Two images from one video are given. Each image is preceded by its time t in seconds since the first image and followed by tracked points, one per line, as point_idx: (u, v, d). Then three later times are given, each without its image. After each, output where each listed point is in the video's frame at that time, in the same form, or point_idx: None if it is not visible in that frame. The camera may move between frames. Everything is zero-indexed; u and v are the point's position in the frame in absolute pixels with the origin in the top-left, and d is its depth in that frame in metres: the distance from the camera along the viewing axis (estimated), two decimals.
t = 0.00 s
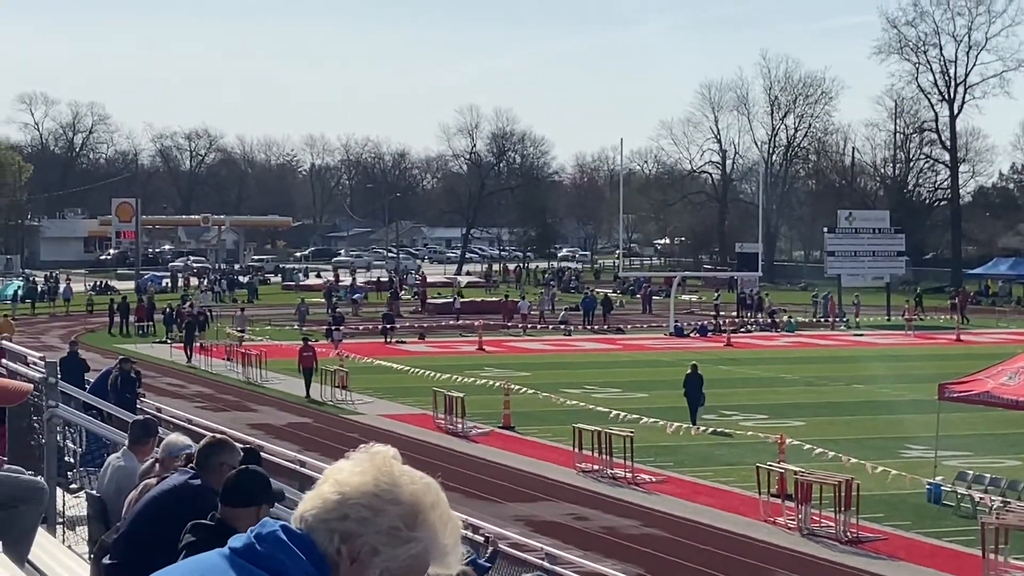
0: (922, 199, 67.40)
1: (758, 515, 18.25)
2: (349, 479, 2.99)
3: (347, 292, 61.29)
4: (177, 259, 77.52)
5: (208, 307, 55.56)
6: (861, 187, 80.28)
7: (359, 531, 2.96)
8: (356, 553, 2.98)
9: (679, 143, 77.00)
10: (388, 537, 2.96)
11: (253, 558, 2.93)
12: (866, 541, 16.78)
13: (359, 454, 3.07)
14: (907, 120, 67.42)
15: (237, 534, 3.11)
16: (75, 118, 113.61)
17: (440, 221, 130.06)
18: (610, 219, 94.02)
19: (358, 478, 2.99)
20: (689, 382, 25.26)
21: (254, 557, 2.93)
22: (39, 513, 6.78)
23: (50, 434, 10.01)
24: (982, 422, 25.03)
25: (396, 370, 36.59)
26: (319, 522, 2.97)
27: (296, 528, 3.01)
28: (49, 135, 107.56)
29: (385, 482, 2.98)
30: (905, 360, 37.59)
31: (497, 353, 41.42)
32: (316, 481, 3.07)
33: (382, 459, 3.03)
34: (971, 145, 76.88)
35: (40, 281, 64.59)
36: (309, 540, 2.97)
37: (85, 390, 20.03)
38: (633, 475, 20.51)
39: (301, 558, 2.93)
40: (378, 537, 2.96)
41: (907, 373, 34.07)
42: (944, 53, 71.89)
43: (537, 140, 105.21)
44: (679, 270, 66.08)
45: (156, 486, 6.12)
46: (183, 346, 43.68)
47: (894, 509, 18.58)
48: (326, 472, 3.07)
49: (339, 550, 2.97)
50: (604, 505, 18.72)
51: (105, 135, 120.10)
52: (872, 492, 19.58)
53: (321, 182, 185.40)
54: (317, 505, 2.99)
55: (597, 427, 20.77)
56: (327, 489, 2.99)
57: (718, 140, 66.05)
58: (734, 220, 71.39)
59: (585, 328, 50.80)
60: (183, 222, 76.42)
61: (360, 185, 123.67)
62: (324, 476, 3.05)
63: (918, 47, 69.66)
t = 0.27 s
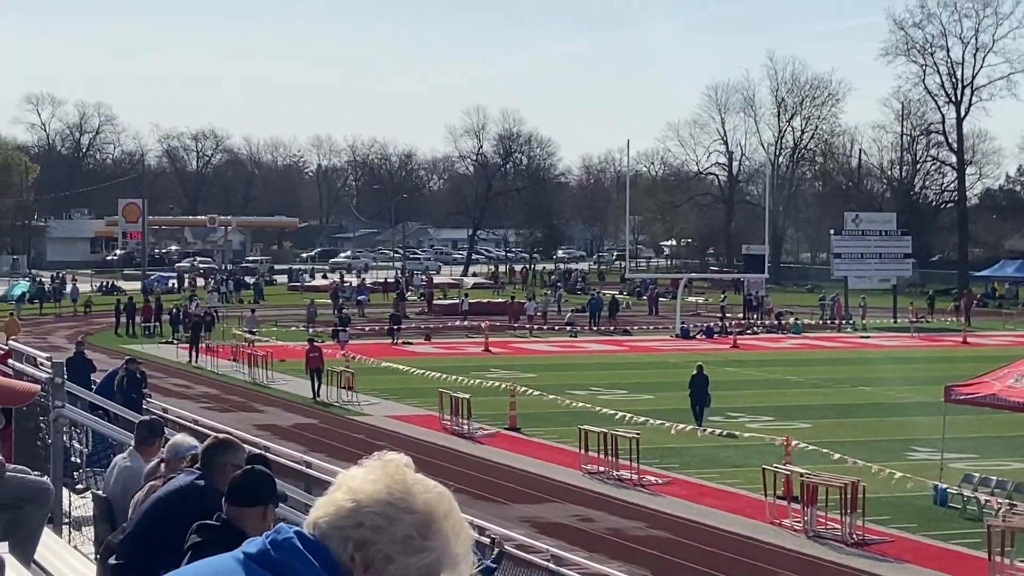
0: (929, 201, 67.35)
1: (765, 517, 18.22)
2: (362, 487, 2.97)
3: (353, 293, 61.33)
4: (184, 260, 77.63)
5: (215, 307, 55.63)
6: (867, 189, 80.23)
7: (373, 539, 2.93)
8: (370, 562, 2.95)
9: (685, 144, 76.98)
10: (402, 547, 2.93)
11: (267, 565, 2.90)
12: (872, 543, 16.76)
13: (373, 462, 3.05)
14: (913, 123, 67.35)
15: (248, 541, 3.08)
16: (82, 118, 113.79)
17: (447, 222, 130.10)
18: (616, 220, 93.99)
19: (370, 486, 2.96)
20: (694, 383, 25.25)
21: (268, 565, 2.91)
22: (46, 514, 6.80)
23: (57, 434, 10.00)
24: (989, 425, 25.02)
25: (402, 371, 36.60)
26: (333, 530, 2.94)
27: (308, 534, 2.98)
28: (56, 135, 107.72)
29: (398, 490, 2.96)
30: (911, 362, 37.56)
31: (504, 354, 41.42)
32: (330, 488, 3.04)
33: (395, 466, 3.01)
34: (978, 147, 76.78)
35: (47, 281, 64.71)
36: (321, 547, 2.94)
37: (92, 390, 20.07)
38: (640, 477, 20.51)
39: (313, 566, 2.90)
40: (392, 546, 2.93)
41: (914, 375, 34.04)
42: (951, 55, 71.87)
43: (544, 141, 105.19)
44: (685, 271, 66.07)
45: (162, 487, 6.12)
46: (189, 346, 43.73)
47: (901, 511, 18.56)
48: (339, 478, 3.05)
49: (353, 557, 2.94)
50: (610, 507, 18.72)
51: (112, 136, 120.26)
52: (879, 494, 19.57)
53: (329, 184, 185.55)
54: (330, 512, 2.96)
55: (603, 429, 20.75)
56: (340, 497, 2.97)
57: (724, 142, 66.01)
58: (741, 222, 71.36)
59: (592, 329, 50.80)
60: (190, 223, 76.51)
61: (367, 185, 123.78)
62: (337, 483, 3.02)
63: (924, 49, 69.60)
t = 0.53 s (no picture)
0: (936, 203, 67.32)
1: (771, 519, 18.24)
2: (368, 489, 2.99)
3: (360, 294, 61.35)
4: (192, 260, 77.78)
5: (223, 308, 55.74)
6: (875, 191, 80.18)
7: (381, 541, 2.96)
8: (376, 562, 2.97)
9: (693, 146, 77.03)
10: (408, 548, 2.96)
11: (274, 565, 2.93)
12: (878, 545, 16.78)
13: (380, 463, 3.07)
14: (921, 124, 67.32)
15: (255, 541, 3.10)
16: (91, 118, 114.05)
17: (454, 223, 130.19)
18: (624, 221, 94.00)
19: (377, 488, 2.99)
20: (700, 384, 25.28)
21: (275, 565, 2.93)
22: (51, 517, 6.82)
23: (65, 435, 10.06)
24: (996, 428, 25.01)
25: (409, 372, 36.66)
26: (340, 532, 2.97)
27: (316, 535, 3.00)
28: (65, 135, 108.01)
29: (404, 493, 2.98)
30: (920, 363, 37.53)
31: (511, 356, 41.47)
32: (336, 491, 3.06)
33: (401, 469, 3.03)
34: (987, 149, 76.68)
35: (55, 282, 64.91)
36: (329, 546, 2.96)
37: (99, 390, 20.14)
38: (646, 479, 20.54)
39: (320, 567, 2.92)
40: (398, 548, 2.95)
41: (922, 377, 34.03)
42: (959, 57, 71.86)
43: (552, 143, 105.24)
44: (692, 273, 66.06)
45: (170, 489, 6.18)
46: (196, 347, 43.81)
47: (907, 514, 18.57)
48: (346, 480, 3.07)
49: (360, 558, 2.96)
50: (617, 509, 18.75)
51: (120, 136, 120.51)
52: (885, 496, 19.59)
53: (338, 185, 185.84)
54: (338, 513, 2.98)
55: (610, 431, 20.77)
56: (347, 498, 2.99)
57: (732, 144, 66.08)
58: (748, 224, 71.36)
59: (599, 330, 50.83)
60: (198, 223, 76.66)
61: (375, 186, 123.92)
62: (344, 485, 3.04)
63: (932, 52, 69.56)
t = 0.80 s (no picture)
0: (945, 205, 67.29)
1: (780, 521, 18.20)
2: (378, 490, 2.94)
3: (369, 294, 61.37)
4: (200, 260, 77.92)
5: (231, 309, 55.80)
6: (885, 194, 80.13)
7: (389, 544, 2.91)
8: (385, 565, 2.92)
9: (702, 147, 77.00)
10: (417, 550, 2.91)
11: (280, 566, 2.89)
12: (887, 547, 16.74)
13: (388, 465, 3.03)
14: (930, 126, 67.30)
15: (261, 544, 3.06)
16: (100, 118, 114.25)
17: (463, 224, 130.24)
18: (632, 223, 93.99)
19: (386, 490, 2.94)
20: (706, 385, 25.26)
21: (284, 567, 2.89)
22: (59, 516, 6.86)
23: (72, 435, 10.10)
24: (1005, 431, 24.97)
25: (417, 373, 36.67)
26: (348, 534, 2.92)
27: (325, 536, 2.95)
28: (74, 134, 108.18)
29: (413, 493, 2.93)
30: (928, 366, 37.46)
31: (519, 357, 41.48)
32: (344, 491, 3.02)
33: (411, 472, 2.99)
34: (996, 151, 76.62)
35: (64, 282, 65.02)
36: (337, 548, 2.92)
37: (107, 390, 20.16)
38: (654, 480, 20.52)
39: (329, 568, 2.88)
40: (408, 549, 2.91)
41: (930, 379, 33.97)
42: (968, 59, 71.76)
43: (561, 144, 105.25)
44: (700, 274, 66.04)
45: (178, 489, 6.17)
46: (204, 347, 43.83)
47: (916, 516, 18.53)
48: (354, 481, 3.03)
49: (369, 561, 2.91)
50: (624, 510, 18.73)
51: (129, 136, 120.69)
52: (893, 499, 19.55)
53: (347, 184, 185.88)
54: (346, 515, 2.94)
55: (617, 432, 20.75)
56: (355, 500, 2.95)
57: (741, 146, 66.04)
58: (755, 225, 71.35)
59: (607, 332, 50.82)
60: (206, 223, 76.75)
61: (384, 187, 124.01)
62: (352, 487, 3.00)
63: (941, 53, 69.49)
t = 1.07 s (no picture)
0: (956, 207, 67.15)
1: (790, 522, 18.20)
2: (391, 494, 2.96)
3: (379, 295, 61.45)
4: (210, 260, 78.07)
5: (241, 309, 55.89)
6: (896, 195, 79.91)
7: (403, 546, 2.93)
8: (398, 568, 2.94)
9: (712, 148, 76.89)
10: (430, 553, 2.93)
11: (295, 567, 2.91)
12: (897, 550, 16.73)
13: (401, 469, 3.05)
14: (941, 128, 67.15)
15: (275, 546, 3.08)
16: (110, 119, 114.43)
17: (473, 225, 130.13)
18: (642, 224, 93.80)
19: (399, 494, 2.96)
20: (712, 385, 25.26)
21: (297, 568, 2.91)
22: (70, 515, 6.89)
23: (83, 434, 10.14)
24: (1015, 432, 24.91)
25: (428, 374, 36.71)
26: (362, 536, 2.94)
27: (339, 539, 2.97)
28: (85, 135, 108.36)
29: (426, 496, 2.96)
30: (938, 367, 37.37)
31: (528, 357, 41.49)
32: (358, 495, 3.03)
33: (424, 474, 3.01)
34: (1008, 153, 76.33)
35: (74, 282, 65.19)
36: (350, 552, 2.94)
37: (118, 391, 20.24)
38: (664, 482, 20.52)
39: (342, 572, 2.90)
40: (420, 553, 2.92)
41: (941, 381, 33.90)
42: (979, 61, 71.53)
43: (571, 145, 105.11)
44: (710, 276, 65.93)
45: (189, 489, 6.21)
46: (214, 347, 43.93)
47: (927, 518, 18.51)
48: (367, 485, 3.05)
49: (382, 564, 2.93)
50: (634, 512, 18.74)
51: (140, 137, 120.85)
52: (903, 500, 19.55)
53: (358, 186, 185.92)
54: (359, 518, 2.96)
55: (627, 433, 20.76)
56: (368, 503, 2.97)
57: (752, 147, 65.93)
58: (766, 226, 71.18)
59: (616, 333, 50.81)
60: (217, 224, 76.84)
61: (394, 188, 124.02)
62: (365, 489, 3.02)
63: (953, 54, 69.27)
